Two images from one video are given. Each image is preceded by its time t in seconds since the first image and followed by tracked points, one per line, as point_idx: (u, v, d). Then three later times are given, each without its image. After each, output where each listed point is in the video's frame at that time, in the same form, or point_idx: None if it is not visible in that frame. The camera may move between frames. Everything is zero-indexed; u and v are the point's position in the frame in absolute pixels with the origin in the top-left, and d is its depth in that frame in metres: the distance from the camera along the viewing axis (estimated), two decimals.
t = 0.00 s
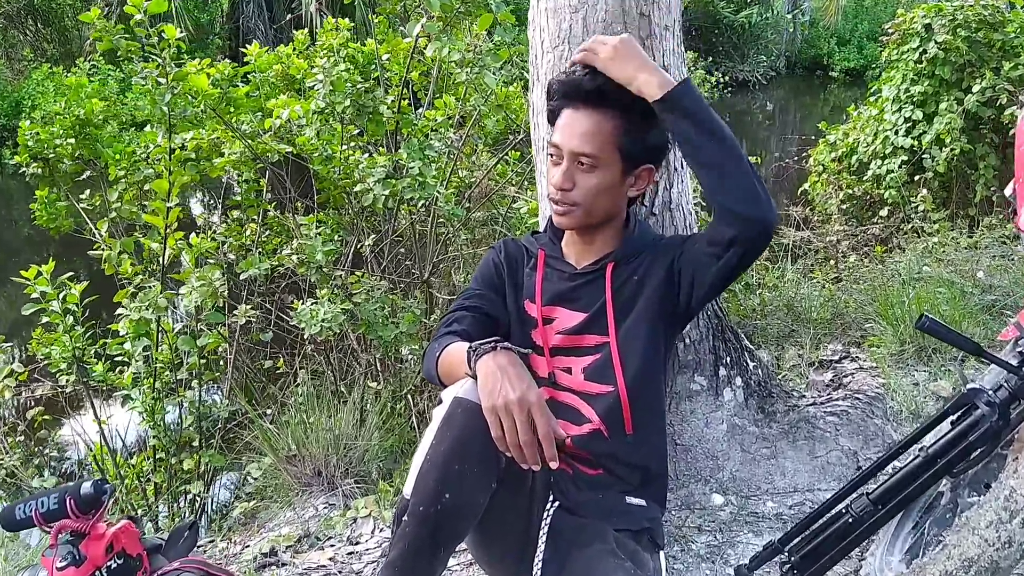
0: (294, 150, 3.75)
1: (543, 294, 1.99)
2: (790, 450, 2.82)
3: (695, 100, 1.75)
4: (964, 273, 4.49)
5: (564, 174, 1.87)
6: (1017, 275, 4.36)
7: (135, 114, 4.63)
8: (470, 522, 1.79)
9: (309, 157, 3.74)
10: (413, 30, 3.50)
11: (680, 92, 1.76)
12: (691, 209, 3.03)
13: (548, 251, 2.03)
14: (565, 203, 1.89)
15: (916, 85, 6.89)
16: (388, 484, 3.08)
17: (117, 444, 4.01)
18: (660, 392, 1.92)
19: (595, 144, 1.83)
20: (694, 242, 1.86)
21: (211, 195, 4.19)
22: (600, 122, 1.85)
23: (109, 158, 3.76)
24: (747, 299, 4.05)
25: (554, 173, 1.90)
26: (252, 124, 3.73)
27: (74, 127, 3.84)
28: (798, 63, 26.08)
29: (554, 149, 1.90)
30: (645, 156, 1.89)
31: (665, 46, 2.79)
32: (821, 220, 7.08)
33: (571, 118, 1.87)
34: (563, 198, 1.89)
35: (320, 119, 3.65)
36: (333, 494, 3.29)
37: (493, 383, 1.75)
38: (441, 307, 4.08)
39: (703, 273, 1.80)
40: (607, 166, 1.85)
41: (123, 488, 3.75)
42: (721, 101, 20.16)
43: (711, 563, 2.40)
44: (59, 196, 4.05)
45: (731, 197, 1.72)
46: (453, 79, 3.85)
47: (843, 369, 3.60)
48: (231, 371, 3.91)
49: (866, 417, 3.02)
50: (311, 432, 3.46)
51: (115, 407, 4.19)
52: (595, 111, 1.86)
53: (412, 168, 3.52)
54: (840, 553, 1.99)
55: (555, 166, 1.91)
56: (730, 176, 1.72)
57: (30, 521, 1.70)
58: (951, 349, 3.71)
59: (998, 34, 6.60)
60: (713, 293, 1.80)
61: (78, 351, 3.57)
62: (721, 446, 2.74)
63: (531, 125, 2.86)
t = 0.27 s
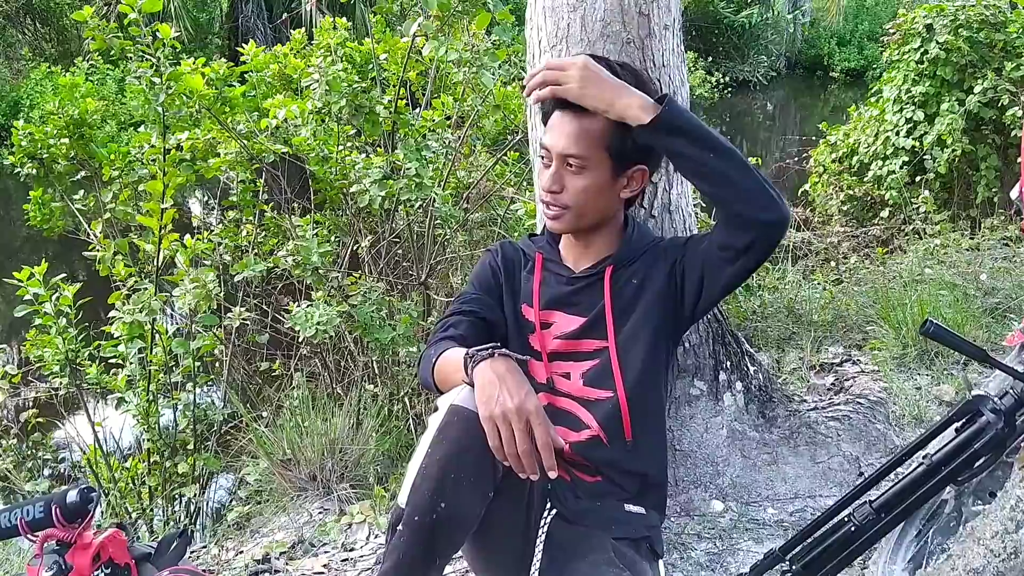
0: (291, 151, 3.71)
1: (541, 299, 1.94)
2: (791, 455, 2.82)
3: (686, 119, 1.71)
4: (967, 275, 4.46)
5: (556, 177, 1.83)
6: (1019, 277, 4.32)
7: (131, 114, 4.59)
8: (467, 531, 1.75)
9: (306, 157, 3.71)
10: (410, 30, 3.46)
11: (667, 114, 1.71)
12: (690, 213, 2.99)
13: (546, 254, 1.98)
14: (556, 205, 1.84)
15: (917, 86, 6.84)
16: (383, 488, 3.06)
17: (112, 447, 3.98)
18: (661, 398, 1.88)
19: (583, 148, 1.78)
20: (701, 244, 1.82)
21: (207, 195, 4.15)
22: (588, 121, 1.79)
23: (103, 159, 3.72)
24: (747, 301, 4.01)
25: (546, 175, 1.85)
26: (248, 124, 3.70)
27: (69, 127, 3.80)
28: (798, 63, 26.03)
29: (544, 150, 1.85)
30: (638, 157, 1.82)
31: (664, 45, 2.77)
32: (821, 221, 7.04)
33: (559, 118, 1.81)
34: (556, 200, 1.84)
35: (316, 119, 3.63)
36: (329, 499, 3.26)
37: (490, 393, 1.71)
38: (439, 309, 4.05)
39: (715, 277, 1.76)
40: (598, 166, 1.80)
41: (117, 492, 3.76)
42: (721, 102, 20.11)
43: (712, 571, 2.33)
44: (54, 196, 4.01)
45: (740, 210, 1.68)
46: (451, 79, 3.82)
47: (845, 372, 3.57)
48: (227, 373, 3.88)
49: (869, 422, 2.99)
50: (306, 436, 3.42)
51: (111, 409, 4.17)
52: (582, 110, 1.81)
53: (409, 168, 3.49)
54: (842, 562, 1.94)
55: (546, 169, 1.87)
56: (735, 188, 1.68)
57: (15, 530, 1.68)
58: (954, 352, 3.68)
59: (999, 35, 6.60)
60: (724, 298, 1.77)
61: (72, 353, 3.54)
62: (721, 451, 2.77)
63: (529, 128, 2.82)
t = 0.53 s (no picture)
0: (288, 151, 3.69)
1: (539, 301, 1.93)
2: (791, 459, 2.80)
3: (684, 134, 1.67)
4: (968, 277, 4.44)
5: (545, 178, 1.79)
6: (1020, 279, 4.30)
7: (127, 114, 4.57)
8: (461, 536, 1.73)
9: (303, 158, 3.69)
10: (407, 29, 3.44)
11: (664, 128, 1.68)
12: (689, 214, 2.97)
13: (543, 256, 1.97)
14: (548, 208, 1.81)
15: (917, 86, 6.82)
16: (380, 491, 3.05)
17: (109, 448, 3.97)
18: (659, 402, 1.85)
19: (572, 150, 1.73)
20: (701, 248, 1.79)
21: (204, 196, 4.13)
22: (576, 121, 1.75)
23: (99, 160, 3.70)
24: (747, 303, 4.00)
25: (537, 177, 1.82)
26: (245, 124, 3.69)
27: (65, 127, 3.78)
28: (798, 63, 26.00)
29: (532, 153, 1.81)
30: (628, 156, 1.78)
31: (664, 45, 2.75)
32: (821, 221, 7.01)
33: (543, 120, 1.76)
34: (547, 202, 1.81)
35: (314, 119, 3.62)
36: (325, 502, 3.24)
37: (485, 397, 1.69)
38: (437, 310, 4.03)
39: (715, 284, 1.73)
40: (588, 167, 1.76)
41: (113, 494, 3.75)
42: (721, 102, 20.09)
43: None
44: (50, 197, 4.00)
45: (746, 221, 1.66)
46: (449, 79, 3.80)
47: (845, 374, 3.55)
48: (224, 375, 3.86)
49: (869, 425, 2.97)
50: (303, 438, 3.39)
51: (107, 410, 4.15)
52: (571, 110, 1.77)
53: (407, 169, 3.47)
54: (844, 567, 1.92)
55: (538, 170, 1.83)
56: (740, 197, 1.66)
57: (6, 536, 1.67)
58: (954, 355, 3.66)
59: (1000, 35, 6.58)
60: (725, 304, 1.74)
61: (67, 355, 3.51)
62: (720, 455, 2.75)
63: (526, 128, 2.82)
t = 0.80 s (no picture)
0: (286, 152, 3.68)
1: (537, 304, 1.92)
2: (791, 462, 2.79)
3: (690, 127, 1.67)
4: (968, 278, 4.43)
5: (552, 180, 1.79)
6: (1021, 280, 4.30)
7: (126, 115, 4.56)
8: (459, 541, 1.72)
9: (302, 158, 3.68)
10: (407, 31, 3.43)
11: (668, 119, 1.68)
12: (688, 216, 2.96)
13: (541, 259, 1.97)
14: (554, 210, 1.82)
15: (917, 86, 6.81)
16: (379, 494, 3.04)
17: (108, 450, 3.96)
18: (658, 405, 1.84)
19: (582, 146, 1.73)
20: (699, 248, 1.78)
21: (203, 197, 4.13)
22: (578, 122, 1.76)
23: (98, 161, 3.69)
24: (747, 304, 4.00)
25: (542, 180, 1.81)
26: (244, 126, 3.68)
27: (63, 128, 3.77)
28: (798, 63, 25.98)
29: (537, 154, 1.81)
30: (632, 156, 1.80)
31: (664, 46, 2.75)
32: (821, 222, 7.01)
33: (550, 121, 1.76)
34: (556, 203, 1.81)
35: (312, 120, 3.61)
36: (324, 504, 3.24)
37: (482, 400, 1.68)
38: (436, 312, 4.03)
39: (715, 283, 1.72)
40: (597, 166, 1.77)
41: (112, 497, 3.74)
42: (721, 101, 20.07)
43: None
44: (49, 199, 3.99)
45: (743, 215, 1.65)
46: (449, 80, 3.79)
47: (845, 376, 3.54)
48: (223, 377, 3.85)
49: (869, 428, 2.96)
50: (302, 441, 3.39)
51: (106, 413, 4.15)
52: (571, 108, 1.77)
53: (405, 170, 3.46)
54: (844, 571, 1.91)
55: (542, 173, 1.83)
56: (742, 193, 1.65)
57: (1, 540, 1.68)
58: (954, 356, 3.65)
59: (1000, 35, 6.57)
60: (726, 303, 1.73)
61: (66, 357, 3.51)
62: (720, 457, 2.75)
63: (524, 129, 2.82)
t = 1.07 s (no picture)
0: (286, 153, 3.67)
1: (540, 305, 1.90)
2: (793, 464, 2.79)
3: (677, 117, 1.67)
4: (969, 279, 4.42)
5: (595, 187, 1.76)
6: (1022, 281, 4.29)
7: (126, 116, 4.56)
8: (460, 545, 1.72)
9: (302, 159, 3.67)
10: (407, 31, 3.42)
11: (651, 108, 1.68)
12: (689, 216, 2.95)
13: (544, 261, 1.94)
14: (598, 219, 1.78)
15: (918, 86, 6.80)
16: (379, 496, 3.03)
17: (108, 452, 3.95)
18: (659, 406, 1.84)
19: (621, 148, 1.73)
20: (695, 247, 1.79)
21: (203, 198, 4.12)
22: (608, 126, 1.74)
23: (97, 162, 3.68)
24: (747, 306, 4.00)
25: (581, 189, 1.77)
26: (245, 126, 3.68)
27: (63, 129, 3.77)
28: (798, 63, 25.96)
29: (575, 162, 1.75)
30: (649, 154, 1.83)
31: (664, 47, 2.74)
32: (823, 222, 7.00)
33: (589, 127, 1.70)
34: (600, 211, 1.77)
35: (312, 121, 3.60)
36: (324, 506, 3.23)
37: (484, 402, 1.66)
38: (437, 313, 4.02)
39: (709, 276, 1.73)
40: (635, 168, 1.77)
41: (111, 498, 3.73)
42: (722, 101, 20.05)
43: None
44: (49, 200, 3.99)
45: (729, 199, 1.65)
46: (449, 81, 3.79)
47: (846, 377, 3.54)
48: (223, 378, 3.85)
49: (870, 429, 2.97)
50: (302, 442, 3.38)
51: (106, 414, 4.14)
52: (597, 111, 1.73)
53: (405, 171, 3.45)
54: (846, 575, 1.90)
55: (573, 181, 1.77)
56: (731, 183, 1.65)
57: None
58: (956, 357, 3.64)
59: (1002, 35, 6.55)
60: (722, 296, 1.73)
61: (65, 358, 3.50)
62: (721, 459, 2.75)
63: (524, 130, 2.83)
